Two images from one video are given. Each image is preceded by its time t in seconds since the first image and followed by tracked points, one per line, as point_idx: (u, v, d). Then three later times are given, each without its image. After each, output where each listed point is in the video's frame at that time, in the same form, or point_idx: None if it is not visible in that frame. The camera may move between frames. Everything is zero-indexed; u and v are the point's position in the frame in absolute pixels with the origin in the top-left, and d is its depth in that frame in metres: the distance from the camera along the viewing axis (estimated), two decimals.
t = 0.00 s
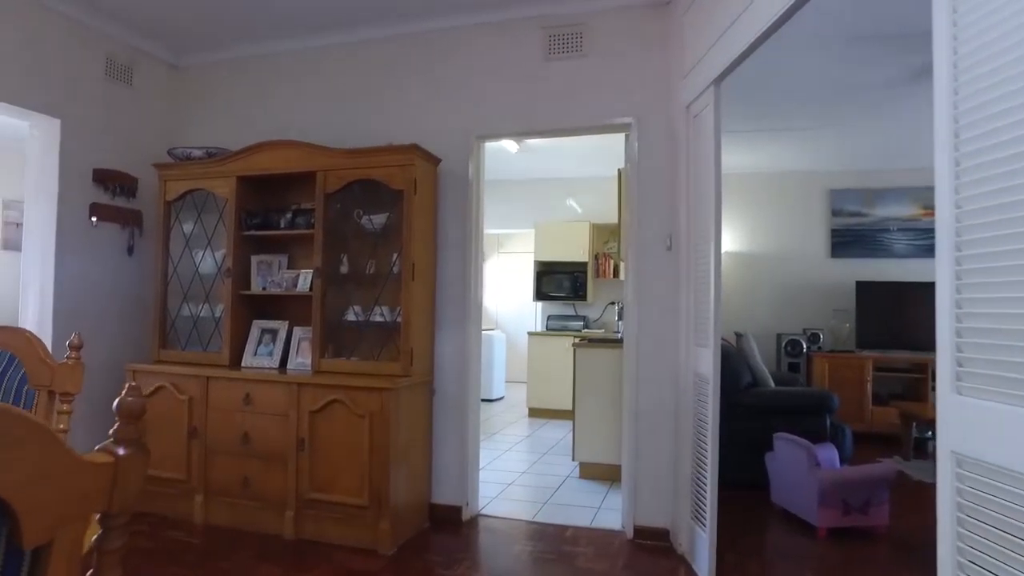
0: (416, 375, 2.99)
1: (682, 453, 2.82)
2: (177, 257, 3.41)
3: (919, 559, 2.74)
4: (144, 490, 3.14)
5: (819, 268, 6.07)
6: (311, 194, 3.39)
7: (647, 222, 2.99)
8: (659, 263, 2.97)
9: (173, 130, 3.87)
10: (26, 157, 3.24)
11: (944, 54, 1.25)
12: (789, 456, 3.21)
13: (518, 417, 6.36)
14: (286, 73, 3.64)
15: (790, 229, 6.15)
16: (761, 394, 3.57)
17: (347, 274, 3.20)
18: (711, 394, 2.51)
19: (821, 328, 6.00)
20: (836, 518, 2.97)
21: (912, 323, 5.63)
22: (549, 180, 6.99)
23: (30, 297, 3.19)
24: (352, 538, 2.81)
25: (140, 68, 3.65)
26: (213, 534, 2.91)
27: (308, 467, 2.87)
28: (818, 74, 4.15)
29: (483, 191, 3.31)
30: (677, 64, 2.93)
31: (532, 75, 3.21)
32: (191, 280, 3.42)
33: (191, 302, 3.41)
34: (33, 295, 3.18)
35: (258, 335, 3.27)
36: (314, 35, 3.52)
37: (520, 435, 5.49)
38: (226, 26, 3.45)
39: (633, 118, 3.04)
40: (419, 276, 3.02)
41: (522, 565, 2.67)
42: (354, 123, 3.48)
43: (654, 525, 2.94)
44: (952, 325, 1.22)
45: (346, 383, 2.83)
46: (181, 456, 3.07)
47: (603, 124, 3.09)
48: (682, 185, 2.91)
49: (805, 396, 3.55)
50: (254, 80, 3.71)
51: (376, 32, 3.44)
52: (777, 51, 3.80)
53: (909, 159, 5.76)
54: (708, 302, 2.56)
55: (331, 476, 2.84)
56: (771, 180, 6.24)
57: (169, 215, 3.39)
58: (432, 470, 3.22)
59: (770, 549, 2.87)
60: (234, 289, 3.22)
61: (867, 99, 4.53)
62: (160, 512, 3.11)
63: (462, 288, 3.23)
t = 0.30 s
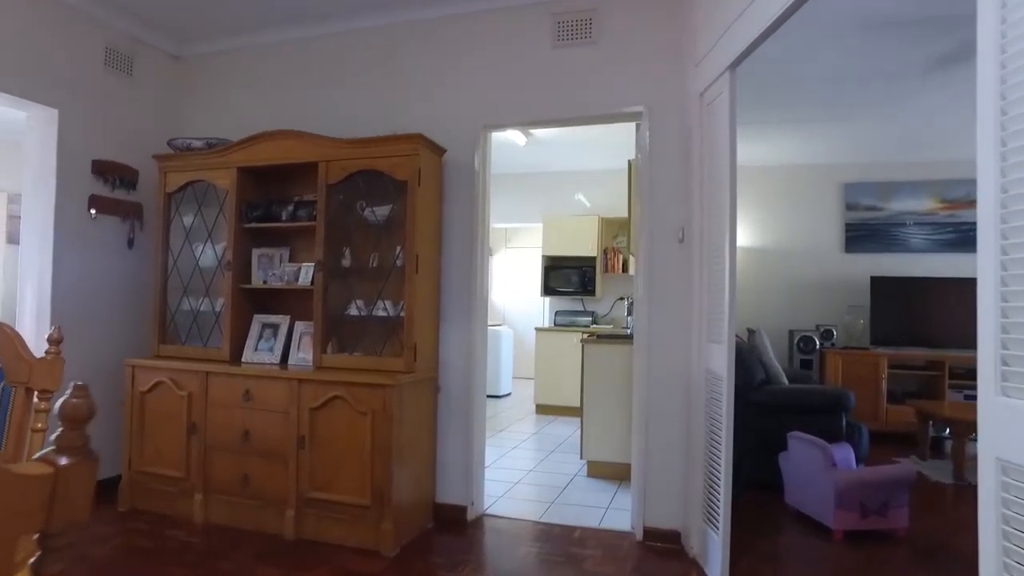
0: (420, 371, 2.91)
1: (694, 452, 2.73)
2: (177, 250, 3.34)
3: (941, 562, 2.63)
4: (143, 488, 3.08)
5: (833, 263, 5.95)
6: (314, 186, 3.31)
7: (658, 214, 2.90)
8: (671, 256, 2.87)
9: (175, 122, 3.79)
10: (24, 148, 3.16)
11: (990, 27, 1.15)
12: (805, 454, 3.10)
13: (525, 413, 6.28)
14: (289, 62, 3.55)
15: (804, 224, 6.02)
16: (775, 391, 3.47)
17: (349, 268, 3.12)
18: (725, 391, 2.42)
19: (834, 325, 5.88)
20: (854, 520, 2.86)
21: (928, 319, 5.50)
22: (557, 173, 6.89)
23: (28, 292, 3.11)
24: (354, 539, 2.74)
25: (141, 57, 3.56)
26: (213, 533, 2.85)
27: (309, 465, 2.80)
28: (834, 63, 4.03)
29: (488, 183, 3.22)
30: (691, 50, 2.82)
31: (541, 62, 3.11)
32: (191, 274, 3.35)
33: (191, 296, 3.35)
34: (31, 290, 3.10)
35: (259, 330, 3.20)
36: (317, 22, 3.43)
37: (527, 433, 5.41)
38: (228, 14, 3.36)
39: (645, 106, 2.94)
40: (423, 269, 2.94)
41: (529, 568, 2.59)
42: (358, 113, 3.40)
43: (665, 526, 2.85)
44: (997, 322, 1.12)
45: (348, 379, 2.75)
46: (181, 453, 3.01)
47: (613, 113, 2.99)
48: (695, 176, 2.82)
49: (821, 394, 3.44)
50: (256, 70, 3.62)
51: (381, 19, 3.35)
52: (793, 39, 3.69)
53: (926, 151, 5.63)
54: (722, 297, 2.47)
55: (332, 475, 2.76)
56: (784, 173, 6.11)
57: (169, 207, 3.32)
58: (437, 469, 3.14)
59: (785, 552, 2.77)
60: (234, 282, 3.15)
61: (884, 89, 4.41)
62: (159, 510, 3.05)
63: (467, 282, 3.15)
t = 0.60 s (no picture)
0: (417, 371, 2.81)
1: (702, 455, 2.62)
2: (167, 244, 3.23)
3: (960, 570, 2.52)
4: (131, 490, 2.97)
5: (839, 260, 5.84)
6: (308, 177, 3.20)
7: (665, 207, 2.79)
8: (679, 251, 2.76)
9: (165, 112, 3.67)
10: (7, 138, 3.04)
11: None
12: (816, 457, 3.00)
13: (526, 411, 6.18)
14: (282, 50, 3.44)
15: (810, 219, 5.91)
16: (785, 390, 3.36)
17: (344, 263, 3.00)
18: (735, 393, 2.31)
19: (840, 322, 5.77)
20: (866, 525, 2.77)
21: (937, 317, 5.39)
22: (558, 167, 6.78)
23: (11, 287, 3.00)
24: (348, 544, 2.64)
25: (130, 45, 3.44)
26: (203, 538, 2.74)
27: (302, 468, 2.69)
28: (844, 54, 3.91)
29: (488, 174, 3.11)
30: (700, 35, 2.71)
31: (543, 49, 3.00)
32: (181, 269, 3.24)
33: (181, 292, 3.24)
34: (14, 285, 2.99)
35: (251, 327, 3.09)
36: (311, 8, 3.31)
37: (527, 431, 5.30)
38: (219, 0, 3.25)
39: (651, 95, 2.83)
40: (420, 264, 2.83)
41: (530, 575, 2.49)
42: (354, 102, 3.29)
43: (671, 531, 2.74)
44: None
45: (341, 379, 2.64)
46: (170, 455, 2.90)
47: (618, 101, 2.88)
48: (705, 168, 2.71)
49: (834, 394, 3.32)
50: (248, 59, 3.51)
51: (377, 5, 3.23)
52: (803, 28, 3.57)
53: (935, 145, 5.51)
54: (733, 294, 2.36)
55: (326, 477, 2.66)
56: (790, 168, 6.00)
57: (158, 199, 3.20)
58: (435, 471, 3.04)
59: (796, 558, 2.67)
60: (225, 277, 3.04)
61: (895, 80, 4.29)
62: (148, 513, 2.94)
63: (467, 278, 3.04)
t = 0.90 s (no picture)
0: (417, 373, 2.70)
1: (714, 462, 2.51)
2: (158, 241, 3.12)
3: None
4: (121, 497, 2.86)
5: (848, 258, 5.72)
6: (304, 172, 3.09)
7: (675, 203, 2.68)
8: (689, 249, 2.65)
9: (157, 105, 3.55)
10: None
11: None
12: (831, 463, 2.89)
13: (528, 412, 6.07)
14: (278, 41, 3.32)
15: (818, 216, 5.79)
16: (799, 393, 3.24)
17: (341, 261, 2.88)
18: (750, 398, 2.20)
19: (849, 321, 5.65)
20: (884, 535, 2.65)
21: (948, 316, 5.26)
22: (562, 163, 6.67)
23: None
24: (344, 554, 2.53)
25: (120, 35, 3.32)
26: (194, 546, 2.64)
27: (297, 474, 2.58)
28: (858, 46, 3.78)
29: (490, 169, 3.00)
30: (713, 22, 2.59)
31: (548, 38, 2.88)
32: (173, 267, 3.12)
33: (172, 291, 3.13)
34: None
35: (245, 327, 2.98)
36: None
37: (530, 433, 5.20)
38: None
39: (660, 87, 2.72)
40: (419, 263, 2.71)
41: None
42: (351, 94, 3.17)
43: (681, 541, 2.63)
44: None
45: (337, 382, 2.53)
46: (160, 460, 2.80)
47: (627, 93, 2.76)
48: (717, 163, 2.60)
49: (849, 396, 3.20)
50: (243, 49, 3.39)
51: None
52: (817, 20, 3.44)
53: (947, 141, 5.39)
54: (748, 294, 2.24)
55: (322, 484, 2.55)
56: (798, 164, 5.87)
57: (148, 195, 3.09)
58: (435, 478, 2.93)
59: (812, 569, 2.56)
60: (218, 276, 2.94)
61: (910, 73, 4.15)
62: (137, 521, 2.84)
63: (468, 276, 2.93)
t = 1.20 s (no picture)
0: (411, 373, 2.60)
1: (720, 465, 2.42)
2: (144, 236, 3.02)
3: None
4: (105, 500, 2.77)
5: (853, 255, 5.62)
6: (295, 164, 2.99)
7: (679, 196, 2.58)
8: (694, 243, 2.55)
9: (145, 96, 3.45)
10: None
11: None
12: (837, 465, 2.80)
13: (527, 412, 5.97)
14: (269, 30, 3.22)
15: (823, 213, 5.69)
16: (807, 393, 3.14)
17: (332, 257, 2.78)
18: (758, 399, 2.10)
19: (854, 320, 5.56)
20: (895, 542, 2.56)
21: (955, 314, 5.17)
22: (562, 159, 6.57)
23: None
24: (334, 561, 2.43)
25: (105, 23, 3.21)
26: (179, 552, 2.54)
27: (286, 478, 2.49)
28: (865, 38, 3.68)
29: (487, 162, 2.90)
30: (720, 7, 2.49)
31: (547, 26, 2.78)
32: (159, 263, 3.02)
33: (159, 288, 3.02)
34: None
35: (233, 325, 2.89)
36: None
37: (528, 433, 5.10)
38: None
39: (664, 76, 2.62)
40: (413, 258, 2.61)
41: None
42: (345, 84, 3.07)
43: (685, 547, 2.54)
44: None
45: (327, 382, 2.43)
46: (144, 463, 2.70)
47: (629, 82, 2.66)
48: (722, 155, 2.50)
49: (858, 397, 3.10)
50: (233, 39, 3.29)
51: None
52: (825, 11, 3.35)
53: (954, 136, 5.29)
54: (756, 290, 2.15)
55: (311, 487, 2.46)
56: (802, 159, 5.77)
57: (134, 189, 2.99)
58: (429, 481, 2.84)
59: None
60: (206, 272, 2.84)
61: (917, 66, 4.06)
62: (121, 526, 2.74)
63: (464, 273, 2.83)
